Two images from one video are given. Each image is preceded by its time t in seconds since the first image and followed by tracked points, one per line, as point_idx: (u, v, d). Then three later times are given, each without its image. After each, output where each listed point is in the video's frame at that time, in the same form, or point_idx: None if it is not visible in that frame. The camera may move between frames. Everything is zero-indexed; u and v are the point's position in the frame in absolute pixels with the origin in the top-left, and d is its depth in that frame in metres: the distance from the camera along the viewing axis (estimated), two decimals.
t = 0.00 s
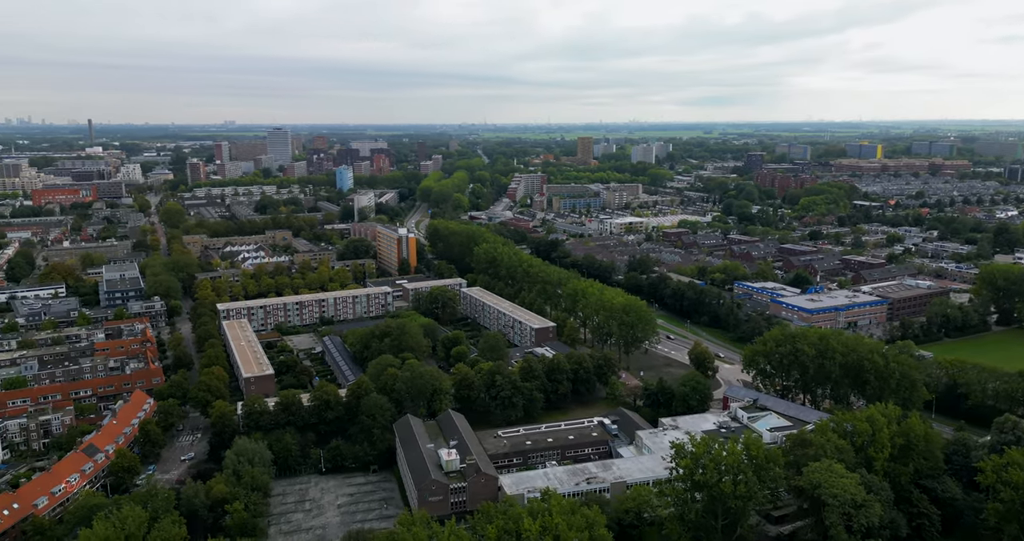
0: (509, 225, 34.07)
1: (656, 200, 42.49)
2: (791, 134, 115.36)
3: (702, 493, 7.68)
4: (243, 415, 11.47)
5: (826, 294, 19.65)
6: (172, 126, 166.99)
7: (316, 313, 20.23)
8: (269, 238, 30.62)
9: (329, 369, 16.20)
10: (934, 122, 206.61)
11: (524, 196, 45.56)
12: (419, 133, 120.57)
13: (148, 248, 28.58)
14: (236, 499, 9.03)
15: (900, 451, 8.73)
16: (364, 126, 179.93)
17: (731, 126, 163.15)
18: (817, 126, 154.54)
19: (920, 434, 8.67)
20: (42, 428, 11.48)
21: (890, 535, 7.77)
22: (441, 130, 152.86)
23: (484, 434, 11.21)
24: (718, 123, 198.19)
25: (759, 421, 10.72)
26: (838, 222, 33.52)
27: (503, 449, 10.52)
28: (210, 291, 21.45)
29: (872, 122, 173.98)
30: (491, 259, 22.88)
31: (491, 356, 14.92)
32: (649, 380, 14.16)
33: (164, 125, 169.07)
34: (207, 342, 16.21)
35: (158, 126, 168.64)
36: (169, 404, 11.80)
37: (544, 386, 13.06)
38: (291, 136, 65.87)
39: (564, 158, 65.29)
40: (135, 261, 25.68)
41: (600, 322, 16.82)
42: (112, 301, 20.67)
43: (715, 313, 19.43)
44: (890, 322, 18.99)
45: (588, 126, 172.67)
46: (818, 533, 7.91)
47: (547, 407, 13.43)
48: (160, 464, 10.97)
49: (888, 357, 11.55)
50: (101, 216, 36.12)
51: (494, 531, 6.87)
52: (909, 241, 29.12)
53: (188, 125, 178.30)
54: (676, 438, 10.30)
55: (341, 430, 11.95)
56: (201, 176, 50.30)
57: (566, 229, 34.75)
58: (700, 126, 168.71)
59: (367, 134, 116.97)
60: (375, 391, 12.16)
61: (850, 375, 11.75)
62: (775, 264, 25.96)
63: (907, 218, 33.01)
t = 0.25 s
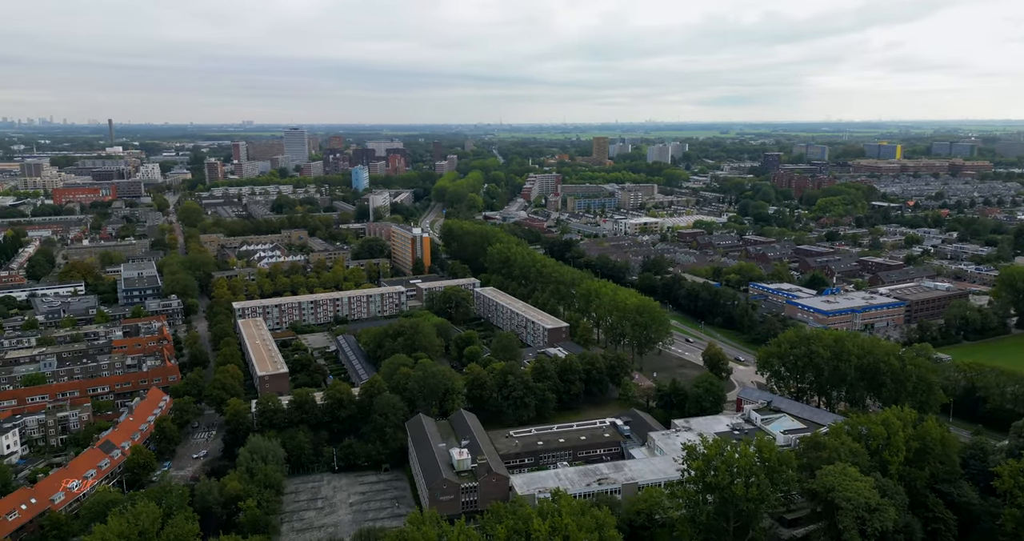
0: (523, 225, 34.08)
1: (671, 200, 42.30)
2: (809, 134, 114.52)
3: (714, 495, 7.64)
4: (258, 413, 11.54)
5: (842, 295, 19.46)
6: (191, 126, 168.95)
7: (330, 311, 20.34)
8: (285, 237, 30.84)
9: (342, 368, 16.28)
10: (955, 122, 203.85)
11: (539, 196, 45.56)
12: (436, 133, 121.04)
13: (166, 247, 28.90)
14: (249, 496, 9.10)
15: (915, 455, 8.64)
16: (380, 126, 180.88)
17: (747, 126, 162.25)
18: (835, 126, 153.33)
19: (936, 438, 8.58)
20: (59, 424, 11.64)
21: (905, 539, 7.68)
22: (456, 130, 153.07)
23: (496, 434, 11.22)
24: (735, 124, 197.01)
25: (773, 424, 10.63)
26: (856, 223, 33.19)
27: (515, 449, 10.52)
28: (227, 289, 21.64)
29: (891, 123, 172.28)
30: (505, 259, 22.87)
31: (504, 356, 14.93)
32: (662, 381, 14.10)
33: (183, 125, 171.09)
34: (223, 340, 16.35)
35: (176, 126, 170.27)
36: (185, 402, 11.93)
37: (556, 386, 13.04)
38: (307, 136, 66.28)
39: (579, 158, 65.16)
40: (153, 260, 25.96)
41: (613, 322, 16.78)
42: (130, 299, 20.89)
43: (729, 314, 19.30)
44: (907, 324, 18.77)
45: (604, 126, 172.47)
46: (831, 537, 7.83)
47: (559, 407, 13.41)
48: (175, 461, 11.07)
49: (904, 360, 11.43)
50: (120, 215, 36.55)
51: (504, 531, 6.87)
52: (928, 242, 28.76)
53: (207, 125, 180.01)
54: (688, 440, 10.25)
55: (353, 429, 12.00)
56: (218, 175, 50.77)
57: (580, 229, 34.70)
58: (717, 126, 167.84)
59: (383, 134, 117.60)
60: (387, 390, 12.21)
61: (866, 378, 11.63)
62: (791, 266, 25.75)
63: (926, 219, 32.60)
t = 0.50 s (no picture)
0: (539, 225, 34.06)
1: (689, 200, 42.06)
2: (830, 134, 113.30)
3: (727, 497, 7.58)
4: (273, 410, 11.65)
5: (861, 297, 19.24)
6: (211, 126, 170.82)
7: (346, 310, 20.47)
8: (303, 237, 31.08)
9: (358, 366, 16.37)
10: (980, 122, 200.63)
11: (555, 196, 45.50)
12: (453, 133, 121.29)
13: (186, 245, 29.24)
14: (264, 493, 9.18)
15: (933, 459, 8.52)
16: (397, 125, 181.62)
17: (767, 126, 160.87)
18: (856, 126, 151.58)
19: (954, 442, 8.46)
20: (79, 420, 11.83)
21: None
22: (474, 130, 153.23)
23: (509, 434, 11.22)
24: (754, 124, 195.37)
25: (789, 426, 10.54)
26: (876, 224, 32.78)
27: (528, 449, 10.51)
28: (245, 288, 21.86)
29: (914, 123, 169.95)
30: (521, 259, 22.88)
31: (518, 356, 14.93)
32: (677, 382, 14.03)
33: (204, 125, 173.02)
34: (240, 338, 16.50)
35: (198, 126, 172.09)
36: (202, 399, 12.07)
37: (570, 387, 13.02)
38: (326, 136, 66.72)
39: (597, 157, 64.99)
40: (173, 258, 26.29)
41: (628, 323, 16.71)
42: (150, 297, 21.15)
43: (746, 316, 19.15)
44: (928, 327, 18.51)
45: (621, 125, 171.90)
46: None
47: (573, 407, 13.39)
48: (192, 457, 11.20)
49: (923, 363, 11.28)
50: (142, 214, 37.04)
51: (515, 531, 6.88)
52: (951, 244, 28.33)
53: (227, 125, 181.76)
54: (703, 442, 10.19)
55: (368, 427, 12.06)
56: (238, 175, 51.28)
57: (597, 229, 34.61)
58: (736, 126, 166.56)
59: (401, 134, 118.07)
60: (402, 389, 12.27)
61: (884, 381, 11.48)
62: (810, 267, 25.48)
63: (949, 221, 32.12)
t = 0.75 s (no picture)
0: (554, 225, 34.03)
1: (705, 201, 41.82)
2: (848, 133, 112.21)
3: (740, 500, 7.53)
4: (287, 409, 11.73)
5: (879, 299, 19.04)
6: (229, 126, 172.46)
7: (361, 310, 20.57)
8: (319, 236, 31.27)
9: (371, 365, 16.43)
10: (1004, 121, 197.51)
11: (570, 196, 45.44)
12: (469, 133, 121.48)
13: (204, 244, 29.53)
14: (277, 490, 9.25)
15: (949, 463, 8.42)
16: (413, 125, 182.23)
17: (784, 126, 159.68)
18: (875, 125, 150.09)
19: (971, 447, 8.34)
20: (97, 416, 11.97)
21: None
22: (490, 130, 153.34)
23: (521, 434, 11.21)
24: (771, 123, 193.84)
25: (803, 429, 10.45)
26: (895, 225, 32.41)
27: (540, 450, 10.51)
28: (261, 286, 22.04)
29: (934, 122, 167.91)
30: (534, 259, 22.86)
31: (531, 356, 14.92)
32: (690, 383, 13.95)
33: (222, 125, 174.67)
34: (255, 337, 16.63)
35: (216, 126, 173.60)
36: (217, 396, 12.18)
37: (582, 387, 13.00)
38: (342, 136, 67.08)
39: (612, 157, 64.78)
40: (190, 257, 26.56)
41: (642, 324, 16.65)
42: (167, 295, 21.36)
43: (761, 317, 19.01)
44: (947, 329, 18.28)
45: (637, 125, 171.39)
46: None
47: (585, 408, 13.36)
48: (207, 454, 11.29)
49: (941, 366, 11.13)
50: (161, 213, 37.44)
51: (525, 531, 6.87)
52: (971, 246, 27.95)
53: (244, 125, 183.16)
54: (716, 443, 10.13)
55: (381, 426, 12.11)
56: (255, 174, 51.71)
57: (612, 229, 34.51)
58: (753, 126, 165.42)
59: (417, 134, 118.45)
60: (414, 388, 12.31)
61: (901, 384, 11.35)
62: (827, 268, 25.26)
63: (969, 222, 31.69)
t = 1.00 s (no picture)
0: (571, 225, 33.97)
1: (724, 201, 41.52)
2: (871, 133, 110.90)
3: (754, 503, 7.48)
4: (303, 406, 11.83)
5: (899, 301, 18.79)
6: (251, 126, 174.38)
7: (377, 309, 20.67)
8: (337, 235, 31.47)
9: (387, 364, 16.51)
10: None
11: (588, 196, 45.34)
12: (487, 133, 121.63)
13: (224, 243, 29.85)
14: (292, 487, 9.32)
15: (969, 468, 8.30)
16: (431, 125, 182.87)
17: (805, 125, 158.15)
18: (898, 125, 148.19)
19: (991, 451, 8.22)
20: (117, 412, 12.14)
21: None
22: (508, 130, 153.37)
23: (535, 434, 11.21)
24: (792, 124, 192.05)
25: (820, 432, 10.34)
26: (917, 226, 31.96)
27: (554, 450, 10.50)
28: (279, 285, 22.23)
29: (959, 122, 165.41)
30: (551, 259, 22.84)
31: (546, 356, 14.90)
32: (706, 385, 13.87)
33: (243, 125, 176.42)
34: (273, 335, 16.78)
35: (241, 125, 175.57)
36: (234, 394, 12.31)
37: (597, 388, 12.98)
38: (361, 136, 67.46)
39: (630, 158, 64.54)
40: (211, 256, 26.86)
41: (658, 325, 16.58)
42: (187, 294, 21.61)
43: (779, 318, 18.84)
44: (969, 332, 17.99)
45: (656, 125, 170.68)
46: None
47: (600, 409, 13.32)
48: (224, 451, 11.41)
49: (962, 370, 10.97)
50: (182, 212, 37.92)
51: (536, 532, 6.87)
52: (996, 247, 27.48)
53: (265, 125, 184.80)
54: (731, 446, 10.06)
55: (396, 425, 12.17)
56: (275, 174, 52.17)
57: (629, 230, 34.39)
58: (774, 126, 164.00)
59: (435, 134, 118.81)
60: (429, 387, 12.35)
61: (920, 387, 11.21)
62: (847, 270, 24.97)
63: (994, 223, 31.17)
